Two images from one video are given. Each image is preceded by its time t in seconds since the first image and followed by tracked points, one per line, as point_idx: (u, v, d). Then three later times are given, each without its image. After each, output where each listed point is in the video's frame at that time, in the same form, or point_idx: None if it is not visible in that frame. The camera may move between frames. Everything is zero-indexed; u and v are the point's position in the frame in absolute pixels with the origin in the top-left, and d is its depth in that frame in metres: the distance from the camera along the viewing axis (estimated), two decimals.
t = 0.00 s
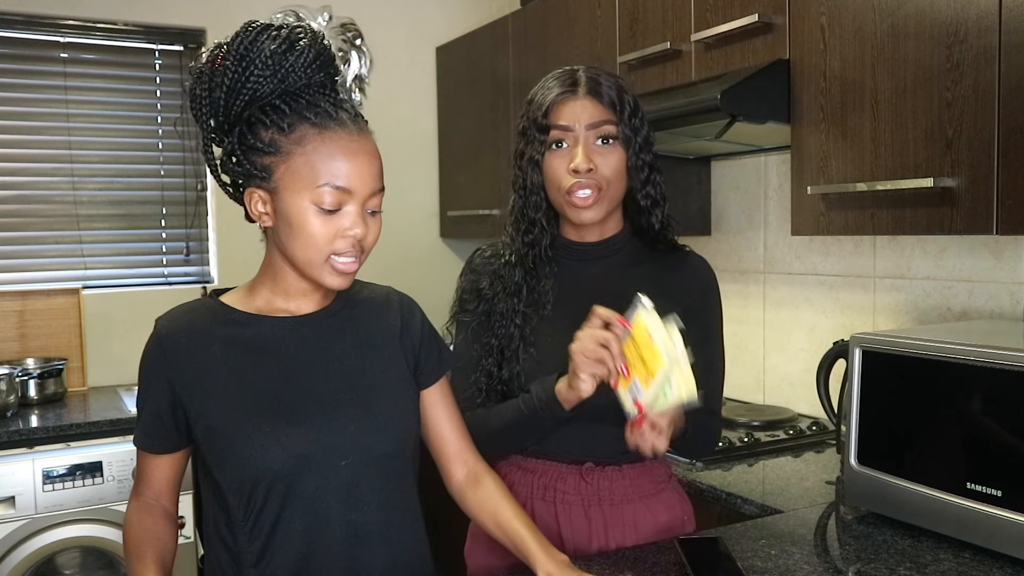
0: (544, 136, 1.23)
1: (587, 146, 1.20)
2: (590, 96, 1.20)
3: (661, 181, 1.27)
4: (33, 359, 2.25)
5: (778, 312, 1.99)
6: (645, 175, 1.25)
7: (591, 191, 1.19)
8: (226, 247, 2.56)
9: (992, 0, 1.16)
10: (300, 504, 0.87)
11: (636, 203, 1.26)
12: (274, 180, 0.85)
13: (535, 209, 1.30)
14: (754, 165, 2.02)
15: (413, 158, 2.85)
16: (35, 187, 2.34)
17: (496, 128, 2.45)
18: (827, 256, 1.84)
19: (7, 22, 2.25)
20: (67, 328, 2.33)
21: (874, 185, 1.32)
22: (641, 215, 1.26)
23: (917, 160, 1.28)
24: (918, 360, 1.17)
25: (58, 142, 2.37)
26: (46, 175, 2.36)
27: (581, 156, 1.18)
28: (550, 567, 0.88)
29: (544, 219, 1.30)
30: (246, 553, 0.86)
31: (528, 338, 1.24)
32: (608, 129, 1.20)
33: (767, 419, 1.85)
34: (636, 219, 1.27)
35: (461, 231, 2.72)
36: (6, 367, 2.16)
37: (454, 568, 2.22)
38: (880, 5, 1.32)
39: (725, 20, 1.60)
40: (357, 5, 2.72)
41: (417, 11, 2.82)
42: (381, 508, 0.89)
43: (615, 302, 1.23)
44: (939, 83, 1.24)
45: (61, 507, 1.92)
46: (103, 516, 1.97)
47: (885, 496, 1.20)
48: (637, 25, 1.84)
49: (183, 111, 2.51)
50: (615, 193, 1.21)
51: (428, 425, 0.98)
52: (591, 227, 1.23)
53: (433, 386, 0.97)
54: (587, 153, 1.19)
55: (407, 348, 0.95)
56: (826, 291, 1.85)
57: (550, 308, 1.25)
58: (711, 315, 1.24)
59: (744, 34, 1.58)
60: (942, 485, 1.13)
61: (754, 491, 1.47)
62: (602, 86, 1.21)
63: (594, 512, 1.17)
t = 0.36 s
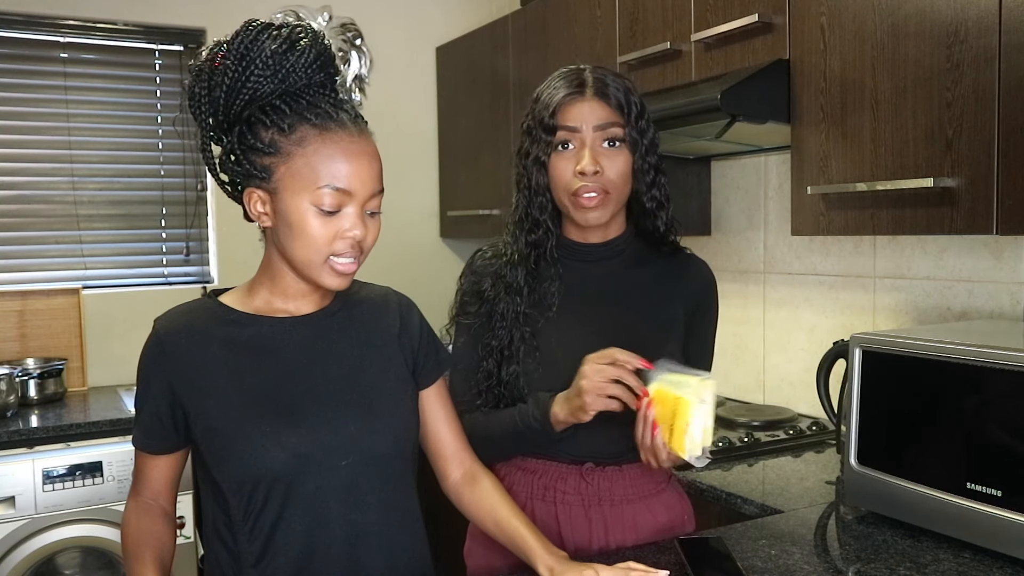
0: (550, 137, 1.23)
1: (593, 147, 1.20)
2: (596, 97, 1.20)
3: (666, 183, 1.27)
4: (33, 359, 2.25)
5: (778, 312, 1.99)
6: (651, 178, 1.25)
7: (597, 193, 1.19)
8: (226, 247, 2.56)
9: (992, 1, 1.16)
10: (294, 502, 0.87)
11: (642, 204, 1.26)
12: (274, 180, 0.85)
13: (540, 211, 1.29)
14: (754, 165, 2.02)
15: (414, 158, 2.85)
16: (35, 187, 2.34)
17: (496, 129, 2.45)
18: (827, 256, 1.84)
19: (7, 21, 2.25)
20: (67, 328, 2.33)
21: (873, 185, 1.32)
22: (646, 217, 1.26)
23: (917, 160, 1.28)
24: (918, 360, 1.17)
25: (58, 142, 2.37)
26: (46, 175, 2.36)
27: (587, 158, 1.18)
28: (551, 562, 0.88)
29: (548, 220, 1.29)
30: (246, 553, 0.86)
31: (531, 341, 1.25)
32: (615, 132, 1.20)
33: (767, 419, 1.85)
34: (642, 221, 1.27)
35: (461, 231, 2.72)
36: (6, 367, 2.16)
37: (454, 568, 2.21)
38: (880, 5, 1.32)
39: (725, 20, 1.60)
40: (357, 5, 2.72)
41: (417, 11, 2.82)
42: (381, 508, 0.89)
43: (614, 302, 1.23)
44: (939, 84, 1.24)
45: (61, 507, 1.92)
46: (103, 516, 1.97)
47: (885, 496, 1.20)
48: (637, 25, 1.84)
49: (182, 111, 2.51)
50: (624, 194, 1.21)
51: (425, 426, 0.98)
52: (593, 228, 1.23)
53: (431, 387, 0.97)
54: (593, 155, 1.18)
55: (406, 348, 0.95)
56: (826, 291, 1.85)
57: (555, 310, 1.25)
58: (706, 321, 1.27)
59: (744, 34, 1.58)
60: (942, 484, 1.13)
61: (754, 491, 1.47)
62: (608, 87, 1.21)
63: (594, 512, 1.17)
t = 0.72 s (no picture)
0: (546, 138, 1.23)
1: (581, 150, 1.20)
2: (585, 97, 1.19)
3: (657, 190, 1.28)
4: (33, 359, 2.25)
5: (778, 312, 1.99)
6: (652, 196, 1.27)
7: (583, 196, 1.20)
8: (226, 248, 2.56)
9: (992, 1, 1.16)
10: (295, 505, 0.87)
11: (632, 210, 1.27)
12: (277, 178, 0.85)
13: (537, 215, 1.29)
14: (754, 165, 2.02)
15: (414, 158, 2.85)
16: (35, 187, 2.35)
17: (496, 128, 2.45)
18: (827, 256, 1.84)
19: (7, 22, 2.25)
20: (67, 328, 2.33)
21: (873, 186, 1.32)
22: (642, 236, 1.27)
23: (917, 160, 1.28)
24: (918, 360, 1.17)
25: (58, 142, 2.38)
26: (46, 175, 2.36)
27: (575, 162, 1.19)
28: (548, 566, 0.87)
29: (546, 222, 1.28)
30: (246, 553, 0.86)
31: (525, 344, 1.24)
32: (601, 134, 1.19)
33: (767, 419, 1.85)
34: (631, 224, 1.28)
35: (461, 231, 2.72)
36: (6, 367, 2.16)
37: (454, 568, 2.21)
38: (880, 5, 1.32)
39: (725, 20, 1.60)
40: (356, 5, 2.72)
41: (417, 11, 2.82)
42: (381, 509, 0.89)
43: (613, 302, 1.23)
44: (939, 84, 1.24)
45: (61, 507, 1.92)
46: (102, 516, 1.97)
47: (885, 496, 1.20)
48: (637, 25, 1.84)
49: (183, 111, 2.51)
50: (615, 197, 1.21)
51: (425, 424, 0.98)
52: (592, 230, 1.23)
53: (430, 386, 0.97)
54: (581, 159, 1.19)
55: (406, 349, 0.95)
56: (826, 291, 1.85)
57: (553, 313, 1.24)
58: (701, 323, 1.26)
59: (744, 34, 1.58)
60: (942, 484, 1.13)
61: (754, 491, 1.47)
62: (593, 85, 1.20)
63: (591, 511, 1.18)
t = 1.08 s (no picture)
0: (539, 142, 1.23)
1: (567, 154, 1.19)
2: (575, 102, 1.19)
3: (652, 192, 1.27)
4: (33, 359, 2.25)
5: (778, 312, 1.99)
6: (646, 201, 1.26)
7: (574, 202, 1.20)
8: (226, 248, 2.56)
9: (992, 1, 1.16)
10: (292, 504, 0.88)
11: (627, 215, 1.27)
12: (278, 180, 0.85)
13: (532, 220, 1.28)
14: (754, 165, 2.03)
15: (414, 158, 2.85)
16: (35, 187, 2.34)
17: (496, 128, 2.45)
18: (827, 256, 1.84)
19: (7, 22, 2.26)
20: (67, 328, 2.33)
21: (873, 186, 1.32)
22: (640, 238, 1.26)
23: (917, 160, 1.28)
24: (918, 360, 1.17)
25: (58, 142, 2.38)
26: (46, 175, 2.36)
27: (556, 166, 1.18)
28: (542, 561, 0.88)
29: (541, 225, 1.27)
30: (245, 553, 0.86)
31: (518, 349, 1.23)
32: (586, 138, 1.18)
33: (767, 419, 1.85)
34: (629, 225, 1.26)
35: (461, 231, 2.72)
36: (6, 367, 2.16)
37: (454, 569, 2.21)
38: (880, 5, 1.32)
39: (725, 20, 1.60)
40: (356, 5, 2.72)
41: (417, 11, 2.82)
42: (381, 509, 0.89)
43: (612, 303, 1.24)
44: (939, 84, 1.24)
45: (62, 507, 1.92)
46: (103, 516, 1.97)
47: (885, 496, 1.20)
48: (637, 25, 1.84)
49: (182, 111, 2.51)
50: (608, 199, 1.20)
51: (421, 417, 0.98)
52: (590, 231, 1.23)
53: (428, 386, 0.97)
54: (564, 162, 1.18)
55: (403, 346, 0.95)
56: (826, 291, 1.85)
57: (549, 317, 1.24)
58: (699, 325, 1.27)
59: (744, 34, 1.58)
60: (941, 485, 1.13)
61: (754, 491, 1.47)
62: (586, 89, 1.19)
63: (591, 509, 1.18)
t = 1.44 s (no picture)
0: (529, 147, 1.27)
1: (568, 154, 1.22)
2: (567, 105, 1.22)
3: (646, 176, 1.28)
4: (33, 359, 2.25)
5: (778, 312, 1.99)
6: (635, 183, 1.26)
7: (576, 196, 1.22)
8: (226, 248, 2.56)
9: (992, 1, 1.16)
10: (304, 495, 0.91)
11: (623, 201, 1.28)
12: (285, 177, 0.89)
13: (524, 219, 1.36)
14: (754, 165, 2.02)
15: (414, 158, 2.85)
16: (35, 187, 2.34)
17: (496, 128, 2.45)
18: (827, 255, 1.84)
19: (7, 22, 2.26)
20: (68, 328, 2.33)
21: (874, 186, 1.32)
22: (630, 210, 1.28)
23: (917, 160, 1.28)
24: (919, 360, 1.17)
25: (58, 142, 2.37)
26: (46, 175, 2.36)
27: (561, 164, 1.21)
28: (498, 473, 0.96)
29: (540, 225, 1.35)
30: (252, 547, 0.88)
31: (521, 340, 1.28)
32: (586, 137, 1.22)
33: (767, 419, 1.85)
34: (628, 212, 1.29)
35: (461, 232, 2.72)
36: (6, 367, 2.16)
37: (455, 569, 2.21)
38: (880, 6, 1.32)
39: (724, 19, 1.60)
40: (356, 5, 2.72)
41: (417, 11, 2.82)
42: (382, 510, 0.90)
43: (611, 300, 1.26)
44: (938, 84, 1.24)
45: (62, 507, 1.92)
46: (103, 516, 1.97)
47: (885, 496, 1.20)
48: (637, 25, 1.84)
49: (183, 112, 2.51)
50: (607, 191, 1.25)
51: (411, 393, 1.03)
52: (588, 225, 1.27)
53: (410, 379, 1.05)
54: (567, 161, 1.21)
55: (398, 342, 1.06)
56: (826, 291, 1.85)
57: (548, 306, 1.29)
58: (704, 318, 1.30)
59: (744, 34, 1.58)
60: (941, 485, 1.13)
61: (754, 491, 1.47)
62: (581, 91, 1.23)
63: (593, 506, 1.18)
